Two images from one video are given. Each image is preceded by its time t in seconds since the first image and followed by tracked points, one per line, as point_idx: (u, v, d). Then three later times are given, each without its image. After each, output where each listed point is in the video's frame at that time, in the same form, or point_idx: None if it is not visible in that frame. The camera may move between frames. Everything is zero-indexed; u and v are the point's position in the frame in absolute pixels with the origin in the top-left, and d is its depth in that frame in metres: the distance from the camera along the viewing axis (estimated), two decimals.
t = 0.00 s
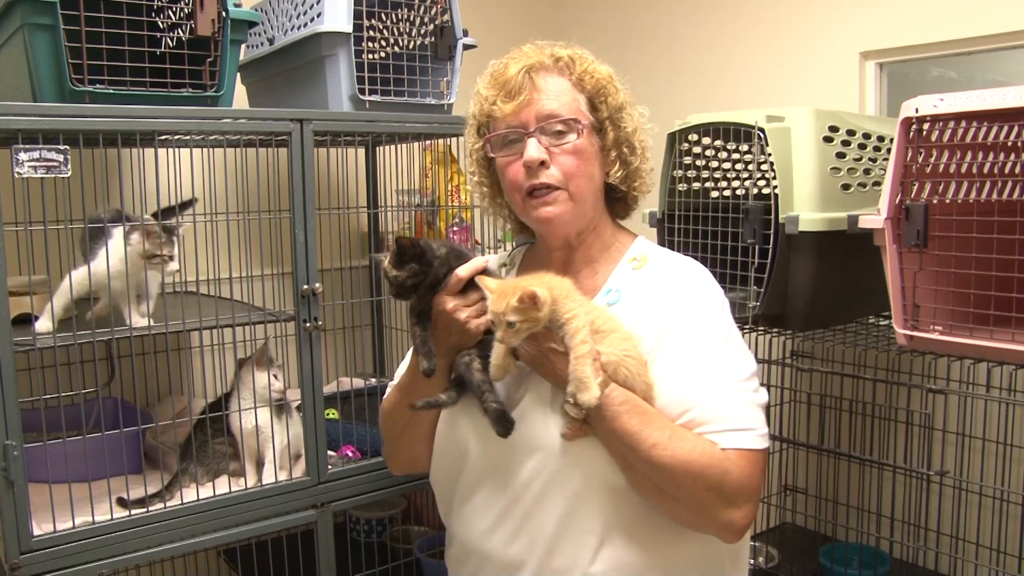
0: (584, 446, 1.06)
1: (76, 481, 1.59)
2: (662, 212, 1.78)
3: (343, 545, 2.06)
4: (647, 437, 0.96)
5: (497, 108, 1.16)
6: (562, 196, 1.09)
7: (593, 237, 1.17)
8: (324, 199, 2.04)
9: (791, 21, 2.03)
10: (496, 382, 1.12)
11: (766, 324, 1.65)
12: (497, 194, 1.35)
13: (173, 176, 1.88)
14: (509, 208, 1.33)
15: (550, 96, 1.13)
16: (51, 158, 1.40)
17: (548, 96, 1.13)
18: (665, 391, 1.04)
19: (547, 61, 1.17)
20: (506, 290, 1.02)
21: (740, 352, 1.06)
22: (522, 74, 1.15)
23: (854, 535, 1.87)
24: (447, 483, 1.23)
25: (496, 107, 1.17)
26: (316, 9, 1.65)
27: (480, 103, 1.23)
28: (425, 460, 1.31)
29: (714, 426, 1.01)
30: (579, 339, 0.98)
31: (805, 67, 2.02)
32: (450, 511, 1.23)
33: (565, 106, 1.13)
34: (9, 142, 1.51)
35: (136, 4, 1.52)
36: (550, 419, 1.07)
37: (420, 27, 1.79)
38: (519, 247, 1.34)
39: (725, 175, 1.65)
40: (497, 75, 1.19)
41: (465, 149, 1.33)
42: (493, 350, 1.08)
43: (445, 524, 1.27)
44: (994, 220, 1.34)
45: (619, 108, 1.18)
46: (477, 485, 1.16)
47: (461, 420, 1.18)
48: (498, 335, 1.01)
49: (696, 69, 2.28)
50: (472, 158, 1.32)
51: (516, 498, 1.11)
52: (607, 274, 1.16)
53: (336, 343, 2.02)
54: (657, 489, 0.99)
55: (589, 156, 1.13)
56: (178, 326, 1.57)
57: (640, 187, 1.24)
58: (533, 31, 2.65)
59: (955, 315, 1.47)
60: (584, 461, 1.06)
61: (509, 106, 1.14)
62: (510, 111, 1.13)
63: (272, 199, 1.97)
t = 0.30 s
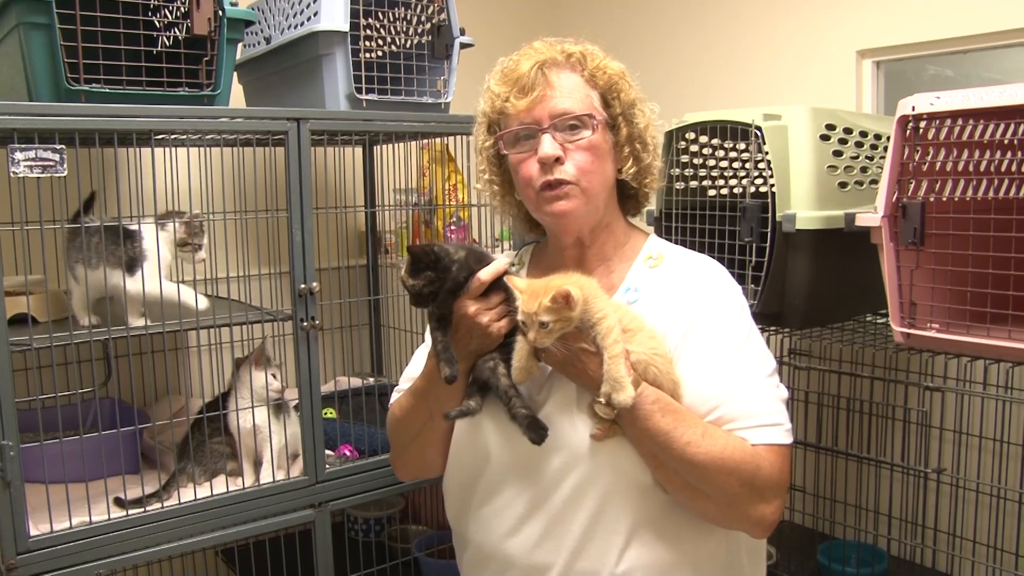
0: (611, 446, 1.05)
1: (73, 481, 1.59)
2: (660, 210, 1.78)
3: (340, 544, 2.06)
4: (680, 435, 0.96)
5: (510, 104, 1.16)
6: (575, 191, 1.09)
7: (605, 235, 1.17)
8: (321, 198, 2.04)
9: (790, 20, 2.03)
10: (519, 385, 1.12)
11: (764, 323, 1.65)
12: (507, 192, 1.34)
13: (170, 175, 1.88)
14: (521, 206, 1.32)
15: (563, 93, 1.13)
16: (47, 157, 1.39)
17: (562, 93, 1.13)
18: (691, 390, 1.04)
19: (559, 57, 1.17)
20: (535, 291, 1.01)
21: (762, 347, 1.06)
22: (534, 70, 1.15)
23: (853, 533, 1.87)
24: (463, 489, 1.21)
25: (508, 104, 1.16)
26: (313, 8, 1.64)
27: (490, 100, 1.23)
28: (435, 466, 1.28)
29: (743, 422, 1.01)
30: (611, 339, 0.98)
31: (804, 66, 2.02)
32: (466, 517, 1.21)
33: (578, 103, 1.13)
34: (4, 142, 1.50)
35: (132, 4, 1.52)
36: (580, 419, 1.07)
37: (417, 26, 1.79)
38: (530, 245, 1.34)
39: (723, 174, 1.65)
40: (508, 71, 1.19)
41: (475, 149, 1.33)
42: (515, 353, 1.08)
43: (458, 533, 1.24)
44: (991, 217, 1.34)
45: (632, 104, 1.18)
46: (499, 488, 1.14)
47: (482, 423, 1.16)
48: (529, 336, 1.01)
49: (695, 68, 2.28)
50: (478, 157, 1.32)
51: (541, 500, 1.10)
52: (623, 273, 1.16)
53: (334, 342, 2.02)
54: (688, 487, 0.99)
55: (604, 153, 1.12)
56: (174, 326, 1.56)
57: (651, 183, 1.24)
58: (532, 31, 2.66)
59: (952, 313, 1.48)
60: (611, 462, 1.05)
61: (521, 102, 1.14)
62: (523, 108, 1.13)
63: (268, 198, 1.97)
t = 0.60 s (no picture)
0: (620, 446, 1.04)
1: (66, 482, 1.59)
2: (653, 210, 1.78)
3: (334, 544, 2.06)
4: (688, 435, 0.94)
5: (517, 105, 1.16)
6: (585, 189, 1.08)
7: (617, 234, 1.16)
8: (314, 198, 2.04)
9: (784, 20, 2.04)
10: (528, 384, 1.12)
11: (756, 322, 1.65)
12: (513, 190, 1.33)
13: (162, 175, 1.88)
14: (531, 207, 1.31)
15: (570, 92, 1.13)
16: (38, 157, 1.39)
17: (568, 93, 1.13)
18: (700, 390, 1.02)
19: (565, 57, 1.17)
20: (542, 291, 1.01)
21: (774, 349, 1.04)
22: (541, 71, 1.16)
23: (846, 531, 1.88)
24: (473, 488, 1.21)
25: (516, 105, 1.17)
26: (306, 7, 1.64)
27: (499, 102, 1.24)
28: (446, 465, 1.29)
29: (752, 424, 0.99)
30: (620, 338, 0.98)
31: (797, 66, 2.03)
32: (475, 516, 1.21)
33: (585, 101, 1.13)
34: None
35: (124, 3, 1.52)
36: (589, 419, 1.06)
37: (410, 25, 1.79)
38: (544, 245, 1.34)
39: (715, 173, 1.65)
40: (515, 73, 1.20)
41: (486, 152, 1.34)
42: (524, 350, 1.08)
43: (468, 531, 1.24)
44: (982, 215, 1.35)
45: (640, 102, 1.17)
46: (508, 487, 1.14)
47: (491, 422, 1.16)
48: (537, 335, 1.01)
49: (689, 68, 2.29)
50: (490, 159, 1.33)
51: (549, 500, 1.09)
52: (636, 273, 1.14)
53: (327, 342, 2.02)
54: (697, 488, 0.97)
55: (615, 150, 1.12)
56: (166, 326, 1.56)
57: (662, 180, 1.22)
58: (527, 31, 2.66)
59: (943, 311, 1.48)
60: (619, 463, 1.04)
61: (529, 102, 1.14)
62: (531, 108, 1.13)
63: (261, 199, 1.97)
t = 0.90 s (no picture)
0: (625, 448, 1.04)
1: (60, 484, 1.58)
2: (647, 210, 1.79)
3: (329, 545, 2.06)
4: (691, 438, 0.94)
5: (522, 109, 1.17)
6: (590, 191, 1.09)
7: (627, 234, 1.16)
8: (308, 199, 2.04)
9: (778, 20, 2.04)
10: (534, 384, 1.11)
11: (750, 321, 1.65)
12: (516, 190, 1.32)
13: (156, 177, 1.88)
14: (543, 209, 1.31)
15: (573, 94, 1.13)
16: (31, 159, 1.38)
17: (572, 94, 1.13)
18: (706, 393, 1.02)
19: (570, 58, 1.17)
20: (547, 292, 1.01)
21: (782, 353, 1.03)
22: (545, 74, 1.16)
23: (842, 529, 1.89)
24: (479, 488, 1.21)
25: (521, 109, 1.17)
26: (299, 8, 1.64)
27: (506, 105, 1.24)
28: (454, 464, 1.28)
29: (757, 428, 0.99)
30: (624, 339, 0.97)
31: (790, 66, 2.03)
32: (481, 516, 1.22)
33: (589, 103, 1.12)
34: None
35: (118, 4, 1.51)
36: (593, 420, 1.06)
37: (403, 26, 1.79)
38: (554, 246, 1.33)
39: (709, 173, 1.65)
40: (520, 76, 1.20)
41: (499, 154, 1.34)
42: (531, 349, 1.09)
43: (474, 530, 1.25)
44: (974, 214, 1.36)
45: (646, 102, 1.16)
46: (513, 488, 1.15)
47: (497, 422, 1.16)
48: (543, 336, 1.00)
49: (684, 69, 2.29)
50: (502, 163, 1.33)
51: (553, 500, 1.10)
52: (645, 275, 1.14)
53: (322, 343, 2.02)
54: (700, 492, 0.97)
55: (620, 152, 1.12)
56: (159, 327, 1.56)
57: (671, 180, 1.20)
58: (522, 32, 2.67)
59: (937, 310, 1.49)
60: (622, 464, 1.04)
61: (532, 106, 1.15)
62: (534, 111, 1.14)
63: (256, 200, 1.97)
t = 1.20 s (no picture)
0: (619, 450, 1.04)
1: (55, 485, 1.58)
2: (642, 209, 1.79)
3: (324, 545, 2.07)
4: (686, 441, 0.94)
5: (521, 112, 1.16)
6: (587, 199, 1.09)
7: (623, 235, 1.16)
8: (303, 200, 2.05)
9: (772, 20, 2.05)
10: (529, 385, 1.11)
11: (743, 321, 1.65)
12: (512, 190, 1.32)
13: (151, 177, 1.88)
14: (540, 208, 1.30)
15: (574, 98, 1.12)
16: (25, 159, 1.38)
17: (571, 99, 1.12)
18: (701, 396, 1.02)
19: (572, 60, 1.15)
20: (544, 294, 1.01)
21: (778, 356, 1.04)
22: (545, 76, 1.14)
23: (836, 529, 1.90)
24: (475, 486, 1.22)
25: (519, 110, 1.17)
26: (293, 9, 1.64)
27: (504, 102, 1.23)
28: (451, 463, 1.29)
29: (752, 432, 0.99)
30: (619, 341, 0.98)
31: (785, 67, 2.03)
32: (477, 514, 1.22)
33: (589, 109, 1.12)
34: None
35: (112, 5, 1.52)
36: (589, 420, 1.06)
37: (397, 27, 1.79)
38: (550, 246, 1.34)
39: (703, 173, 1.65)
40: (520, 75, 1.18)
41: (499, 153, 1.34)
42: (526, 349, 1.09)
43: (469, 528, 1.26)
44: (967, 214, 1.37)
45: (646, 105, 1.15)
46: (508, 487, 1.15)
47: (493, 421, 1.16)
48: (541, 338, 1.01)
49: (678, 69, 2.29)
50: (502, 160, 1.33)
51: (548, 501, 1.10)
52: (642, 277, 1.14)
53: (317, 344, 2.02)
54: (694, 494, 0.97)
55: (618, 158, 1.12)
56: (152, 328, 1.55)
57: (670, 185, 1.20)
58: (516, 31, 2.68)
59: (930, 310, 1.49)
60: (617, 466, 1.05)
61: (532, 110, 1.14)
62: (534, 116, 1.13)
63: (251, 201, 1.98)
